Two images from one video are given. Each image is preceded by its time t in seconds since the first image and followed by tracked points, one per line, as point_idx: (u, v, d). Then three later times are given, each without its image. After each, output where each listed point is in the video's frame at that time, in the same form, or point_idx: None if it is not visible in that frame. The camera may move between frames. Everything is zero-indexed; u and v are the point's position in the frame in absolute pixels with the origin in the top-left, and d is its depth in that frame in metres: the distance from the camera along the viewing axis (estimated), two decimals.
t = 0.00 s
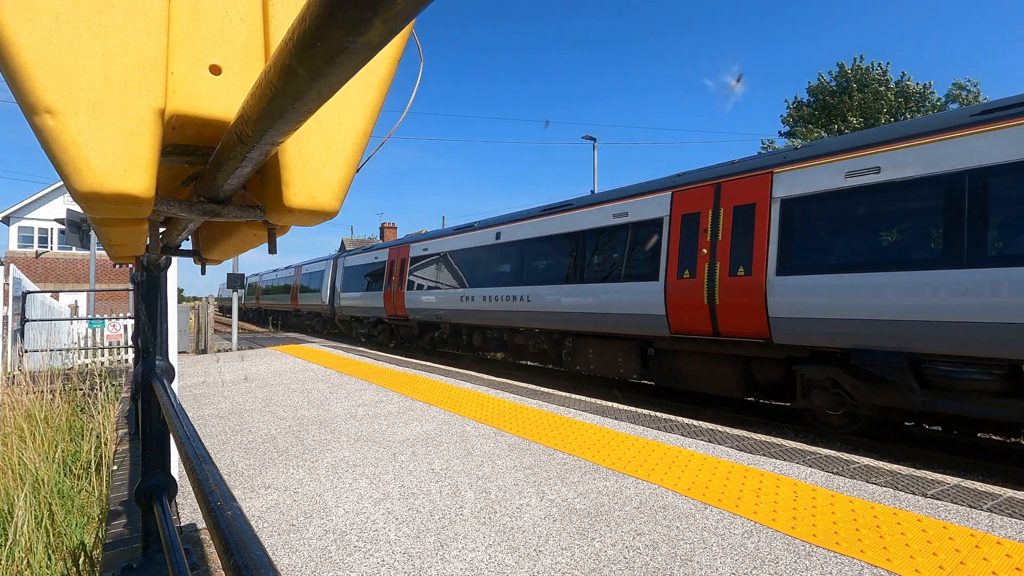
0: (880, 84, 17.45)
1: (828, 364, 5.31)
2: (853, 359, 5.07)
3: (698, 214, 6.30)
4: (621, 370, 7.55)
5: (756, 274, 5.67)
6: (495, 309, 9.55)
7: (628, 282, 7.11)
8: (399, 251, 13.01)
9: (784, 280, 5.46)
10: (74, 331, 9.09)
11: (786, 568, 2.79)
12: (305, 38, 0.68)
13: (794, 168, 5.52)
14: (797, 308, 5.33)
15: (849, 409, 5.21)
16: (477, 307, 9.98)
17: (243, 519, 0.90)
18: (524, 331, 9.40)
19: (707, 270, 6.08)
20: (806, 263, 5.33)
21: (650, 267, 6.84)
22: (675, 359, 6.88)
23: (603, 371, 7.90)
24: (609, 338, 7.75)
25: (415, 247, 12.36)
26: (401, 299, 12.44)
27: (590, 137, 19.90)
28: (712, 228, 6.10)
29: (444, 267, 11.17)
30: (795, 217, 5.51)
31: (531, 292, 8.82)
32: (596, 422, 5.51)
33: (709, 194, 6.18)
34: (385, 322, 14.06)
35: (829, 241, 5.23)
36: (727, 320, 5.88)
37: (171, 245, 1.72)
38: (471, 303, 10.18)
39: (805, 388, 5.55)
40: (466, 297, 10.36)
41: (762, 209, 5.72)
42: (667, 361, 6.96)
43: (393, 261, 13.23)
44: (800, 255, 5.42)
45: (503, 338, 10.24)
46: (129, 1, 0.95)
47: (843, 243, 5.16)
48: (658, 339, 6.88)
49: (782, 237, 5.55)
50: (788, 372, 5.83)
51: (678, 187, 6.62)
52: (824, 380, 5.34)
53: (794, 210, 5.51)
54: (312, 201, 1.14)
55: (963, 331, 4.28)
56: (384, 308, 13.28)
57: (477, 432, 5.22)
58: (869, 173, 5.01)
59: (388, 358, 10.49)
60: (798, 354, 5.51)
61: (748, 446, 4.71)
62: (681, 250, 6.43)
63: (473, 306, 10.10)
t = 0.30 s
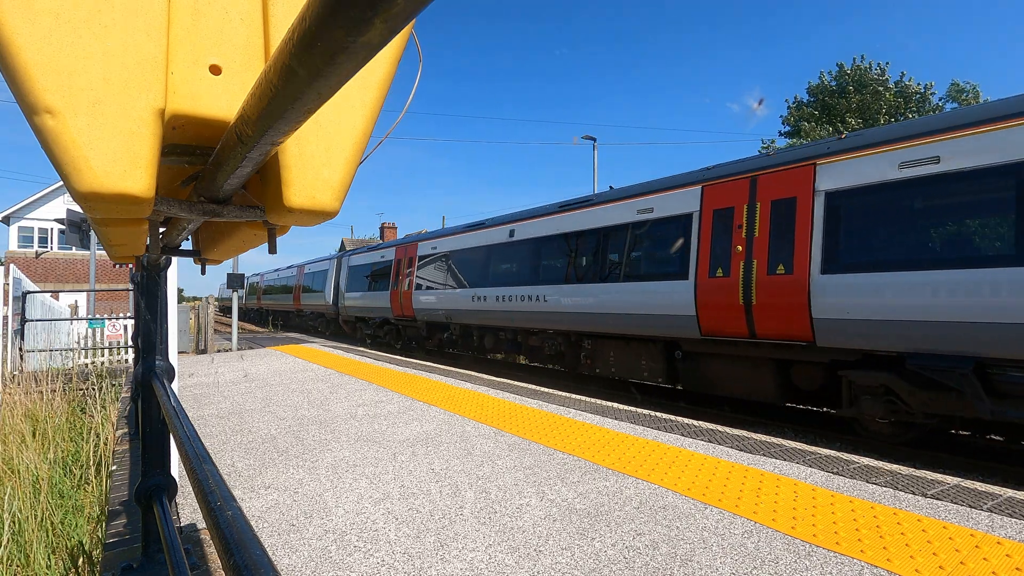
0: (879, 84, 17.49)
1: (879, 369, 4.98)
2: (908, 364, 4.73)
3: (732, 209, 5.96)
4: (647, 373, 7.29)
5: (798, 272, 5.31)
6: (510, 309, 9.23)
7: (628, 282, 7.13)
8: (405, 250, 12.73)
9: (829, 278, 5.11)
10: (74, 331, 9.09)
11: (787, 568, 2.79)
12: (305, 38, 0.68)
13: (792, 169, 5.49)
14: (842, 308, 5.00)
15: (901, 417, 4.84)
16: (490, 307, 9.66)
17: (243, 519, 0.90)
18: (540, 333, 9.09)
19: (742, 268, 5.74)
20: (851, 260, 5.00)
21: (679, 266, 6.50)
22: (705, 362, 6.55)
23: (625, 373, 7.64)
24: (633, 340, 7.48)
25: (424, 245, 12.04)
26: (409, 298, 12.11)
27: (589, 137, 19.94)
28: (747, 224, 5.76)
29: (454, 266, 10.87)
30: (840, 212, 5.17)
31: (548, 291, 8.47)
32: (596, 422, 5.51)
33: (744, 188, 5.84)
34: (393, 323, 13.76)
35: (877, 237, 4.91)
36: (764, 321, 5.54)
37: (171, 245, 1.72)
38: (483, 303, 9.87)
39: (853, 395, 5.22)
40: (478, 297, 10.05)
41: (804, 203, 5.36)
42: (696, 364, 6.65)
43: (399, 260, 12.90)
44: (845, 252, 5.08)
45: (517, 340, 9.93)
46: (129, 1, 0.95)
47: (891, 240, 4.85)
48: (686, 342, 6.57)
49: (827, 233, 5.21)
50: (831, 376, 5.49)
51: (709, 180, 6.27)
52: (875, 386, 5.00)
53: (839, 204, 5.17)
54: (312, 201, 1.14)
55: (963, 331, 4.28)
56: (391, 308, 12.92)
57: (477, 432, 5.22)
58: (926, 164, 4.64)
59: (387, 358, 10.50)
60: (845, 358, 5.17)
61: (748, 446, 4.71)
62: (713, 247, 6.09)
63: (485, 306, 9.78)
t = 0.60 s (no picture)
0: (879, 84, 17.52)
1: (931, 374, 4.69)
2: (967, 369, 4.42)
3: (767, 204, 5.65)
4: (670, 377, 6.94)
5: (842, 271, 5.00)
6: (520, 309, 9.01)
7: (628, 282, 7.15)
8: (410, 249, 12.52)
9: (875, 277, 4.80)
10: (74, 330, 9.09)
11: (787, 568, 2.79)
12: (305, 38, 0.68)
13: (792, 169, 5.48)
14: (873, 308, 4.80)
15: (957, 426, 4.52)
16: (503, 308, 9.37)
17: (243, 520, 0.90)
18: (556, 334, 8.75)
19: (778, 267, 5.44)
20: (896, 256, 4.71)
21: (709, 265, 6.19)
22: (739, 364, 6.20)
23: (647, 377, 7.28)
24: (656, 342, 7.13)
25: (432, 244, 11.76)
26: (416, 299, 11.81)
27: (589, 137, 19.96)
28: (784, 220, 5.46)
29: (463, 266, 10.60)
30: (887, 206, 4.86)
31: (565, 291, 8.15)
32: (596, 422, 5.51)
33: (780, 181, 5.54)
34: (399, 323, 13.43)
35: (926, 233, 4.62)
36: (803, 322, 5.22)
37: (171, 245, 1.72)
38: (495, 303, 9.58)
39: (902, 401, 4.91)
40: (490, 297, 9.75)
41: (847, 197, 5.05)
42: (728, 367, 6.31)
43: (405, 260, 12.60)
44: (893, 249, 4.76)
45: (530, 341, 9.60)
46: (129, 2, 0.95)
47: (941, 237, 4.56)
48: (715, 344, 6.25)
49: (875, 228, 4.89)
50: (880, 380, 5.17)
51: (740, 174, 5.97)
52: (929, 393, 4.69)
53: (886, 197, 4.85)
54: (312, 201, 1.14)
55: (963, 331, 4.29)
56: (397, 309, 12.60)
57: (477, 432, 5.22)
58: (989, 153, 4.27)
59: (387, 358, 10.50)
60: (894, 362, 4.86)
61: (748, 446, 4.71)
62: (745, 244, 5.79)
63: (498, 306, 9.47)
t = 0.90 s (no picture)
0: (881, 83, 17.50)
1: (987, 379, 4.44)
2: None
3: (801, 199, 5.36)
4: (694, 380, 6.61)
5: (887, 269, 4.72)
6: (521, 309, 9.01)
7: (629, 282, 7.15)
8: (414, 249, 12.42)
9: (925, 276, 4.52)
10: (74, 330, 9.10)
11: (786, 568, 2.79)
12: (305, 38, 0.68)
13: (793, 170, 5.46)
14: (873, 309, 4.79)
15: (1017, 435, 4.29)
16: (516, 307, 9.09)
17: (243, 519, 0.90)
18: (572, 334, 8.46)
19: (817, 264, 5.15)
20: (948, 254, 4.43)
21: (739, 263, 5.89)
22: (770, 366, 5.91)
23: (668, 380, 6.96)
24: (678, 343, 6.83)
25: (440, 242, 11.49)
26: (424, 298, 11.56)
27: (589, 137, 19.94)
28: (821, 216, 5.19)
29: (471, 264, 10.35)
30: (937, 200, 4.57)
31: (581, 290, 7.84)
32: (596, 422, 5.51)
33: (815, 175, 5.26)
34: (404, 324, 13.15)
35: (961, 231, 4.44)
36: (843, 323, 4.95)
37: (171, 245, 1.72)
38: (507, 302, 9.31)
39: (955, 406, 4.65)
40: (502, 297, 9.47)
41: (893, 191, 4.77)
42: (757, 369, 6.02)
43: (412, 259, 12.36)
44: (944, 245, 4.48)
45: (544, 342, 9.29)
46: (129, 2, 0.95)
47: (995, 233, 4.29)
48: (744, 345, 5.96)
49: (924, 224, 4.61)
50: (927, 386, 4.88)
51: (772, 168, 5.68)
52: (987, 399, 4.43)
53: (936, 191, 4.57)
54: (312, 201, 1.14)
55: (964, 331, 4.29)
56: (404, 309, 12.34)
57: (477, 432, 5.22)
58: None
59: (387, 358, 10.51)
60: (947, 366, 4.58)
61: (748, 446, 4.71)
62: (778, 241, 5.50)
63: (511, 306, 9.19)
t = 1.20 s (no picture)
0: (882, 83, 17.49)
1: None
2: None
3: (839, 194, 5.19)
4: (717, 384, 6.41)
5: (933, 267, 4.55)
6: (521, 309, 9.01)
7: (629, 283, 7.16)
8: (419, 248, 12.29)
9: (976, 274, 4.33)
10: (73, 331, 9.11)
11: (786, 568, 2.79)
12: (305, 38, 0.68)
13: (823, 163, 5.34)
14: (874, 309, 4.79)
15: None
16: (529, 308, 8.86)
17: (243, 520, 0.90)
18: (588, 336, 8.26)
19: (856, 263, 4.99)
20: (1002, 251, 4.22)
21: (770, 262, 5.73)
22: (802, 371, 5.70)
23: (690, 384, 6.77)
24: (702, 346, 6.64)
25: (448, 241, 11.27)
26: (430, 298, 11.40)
27: (589, 137, 19.91)
28: (861, 211, 5.02)
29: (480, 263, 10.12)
30: (990, 193, 4.37)
31: (598, 290, 7.62)
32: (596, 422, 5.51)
33: (855, 168, 5.09)
34: (410, 325, 12.96)
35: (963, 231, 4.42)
36: (886, 324, 4.77)
37: (171, 245, 1.72)
38: (519, 303, 9.08)
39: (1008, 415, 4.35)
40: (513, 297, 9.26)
41: (937, 186, 4.61)
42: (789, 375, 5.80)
43: (417, 258, 12.16)
44: (997, 241, 4.28)
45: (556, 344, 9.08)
46: (129, 2, 0.95)
47: None
48: (775, 348, 5.78)
49: (975, 220, 4.42)
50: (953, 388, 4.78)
51: (804, 161, 5.50)
52: None
53: (988, 184, 4.36)
54: (312, 201, 1.14)
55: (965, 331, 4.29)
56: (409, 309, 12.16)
57: (477, 432, 5.22)
58: None
59: (387, 358, 10.51)
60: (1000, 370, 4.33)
61: (747, 446, 4.71)
62: (813, 238, 5.34)
63: (523, 307, 8.97)
